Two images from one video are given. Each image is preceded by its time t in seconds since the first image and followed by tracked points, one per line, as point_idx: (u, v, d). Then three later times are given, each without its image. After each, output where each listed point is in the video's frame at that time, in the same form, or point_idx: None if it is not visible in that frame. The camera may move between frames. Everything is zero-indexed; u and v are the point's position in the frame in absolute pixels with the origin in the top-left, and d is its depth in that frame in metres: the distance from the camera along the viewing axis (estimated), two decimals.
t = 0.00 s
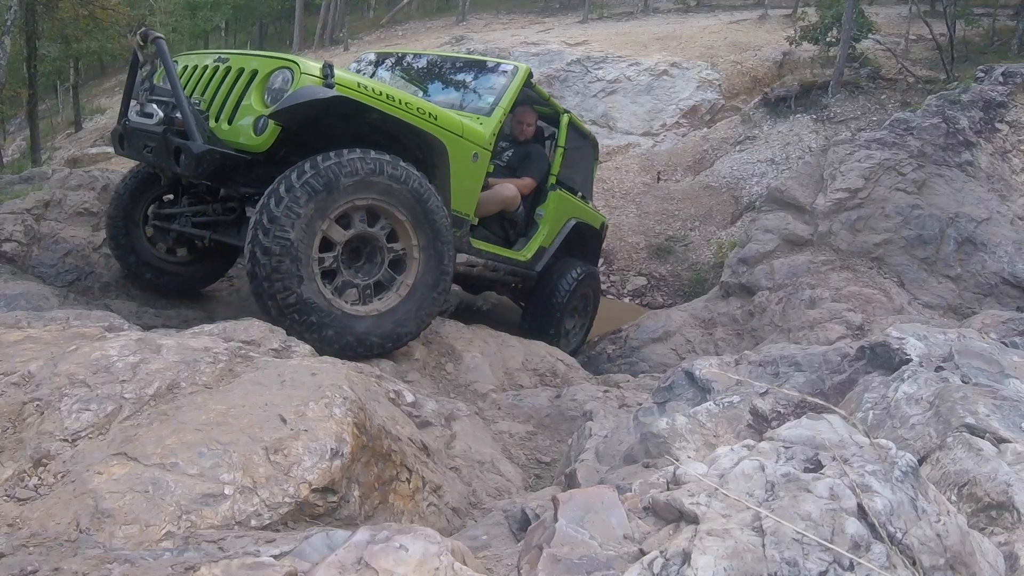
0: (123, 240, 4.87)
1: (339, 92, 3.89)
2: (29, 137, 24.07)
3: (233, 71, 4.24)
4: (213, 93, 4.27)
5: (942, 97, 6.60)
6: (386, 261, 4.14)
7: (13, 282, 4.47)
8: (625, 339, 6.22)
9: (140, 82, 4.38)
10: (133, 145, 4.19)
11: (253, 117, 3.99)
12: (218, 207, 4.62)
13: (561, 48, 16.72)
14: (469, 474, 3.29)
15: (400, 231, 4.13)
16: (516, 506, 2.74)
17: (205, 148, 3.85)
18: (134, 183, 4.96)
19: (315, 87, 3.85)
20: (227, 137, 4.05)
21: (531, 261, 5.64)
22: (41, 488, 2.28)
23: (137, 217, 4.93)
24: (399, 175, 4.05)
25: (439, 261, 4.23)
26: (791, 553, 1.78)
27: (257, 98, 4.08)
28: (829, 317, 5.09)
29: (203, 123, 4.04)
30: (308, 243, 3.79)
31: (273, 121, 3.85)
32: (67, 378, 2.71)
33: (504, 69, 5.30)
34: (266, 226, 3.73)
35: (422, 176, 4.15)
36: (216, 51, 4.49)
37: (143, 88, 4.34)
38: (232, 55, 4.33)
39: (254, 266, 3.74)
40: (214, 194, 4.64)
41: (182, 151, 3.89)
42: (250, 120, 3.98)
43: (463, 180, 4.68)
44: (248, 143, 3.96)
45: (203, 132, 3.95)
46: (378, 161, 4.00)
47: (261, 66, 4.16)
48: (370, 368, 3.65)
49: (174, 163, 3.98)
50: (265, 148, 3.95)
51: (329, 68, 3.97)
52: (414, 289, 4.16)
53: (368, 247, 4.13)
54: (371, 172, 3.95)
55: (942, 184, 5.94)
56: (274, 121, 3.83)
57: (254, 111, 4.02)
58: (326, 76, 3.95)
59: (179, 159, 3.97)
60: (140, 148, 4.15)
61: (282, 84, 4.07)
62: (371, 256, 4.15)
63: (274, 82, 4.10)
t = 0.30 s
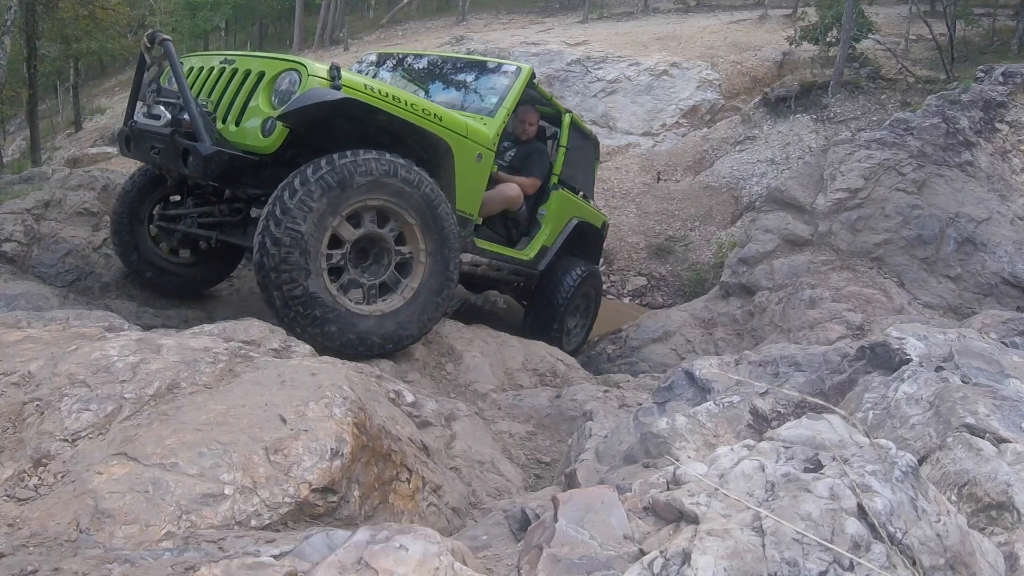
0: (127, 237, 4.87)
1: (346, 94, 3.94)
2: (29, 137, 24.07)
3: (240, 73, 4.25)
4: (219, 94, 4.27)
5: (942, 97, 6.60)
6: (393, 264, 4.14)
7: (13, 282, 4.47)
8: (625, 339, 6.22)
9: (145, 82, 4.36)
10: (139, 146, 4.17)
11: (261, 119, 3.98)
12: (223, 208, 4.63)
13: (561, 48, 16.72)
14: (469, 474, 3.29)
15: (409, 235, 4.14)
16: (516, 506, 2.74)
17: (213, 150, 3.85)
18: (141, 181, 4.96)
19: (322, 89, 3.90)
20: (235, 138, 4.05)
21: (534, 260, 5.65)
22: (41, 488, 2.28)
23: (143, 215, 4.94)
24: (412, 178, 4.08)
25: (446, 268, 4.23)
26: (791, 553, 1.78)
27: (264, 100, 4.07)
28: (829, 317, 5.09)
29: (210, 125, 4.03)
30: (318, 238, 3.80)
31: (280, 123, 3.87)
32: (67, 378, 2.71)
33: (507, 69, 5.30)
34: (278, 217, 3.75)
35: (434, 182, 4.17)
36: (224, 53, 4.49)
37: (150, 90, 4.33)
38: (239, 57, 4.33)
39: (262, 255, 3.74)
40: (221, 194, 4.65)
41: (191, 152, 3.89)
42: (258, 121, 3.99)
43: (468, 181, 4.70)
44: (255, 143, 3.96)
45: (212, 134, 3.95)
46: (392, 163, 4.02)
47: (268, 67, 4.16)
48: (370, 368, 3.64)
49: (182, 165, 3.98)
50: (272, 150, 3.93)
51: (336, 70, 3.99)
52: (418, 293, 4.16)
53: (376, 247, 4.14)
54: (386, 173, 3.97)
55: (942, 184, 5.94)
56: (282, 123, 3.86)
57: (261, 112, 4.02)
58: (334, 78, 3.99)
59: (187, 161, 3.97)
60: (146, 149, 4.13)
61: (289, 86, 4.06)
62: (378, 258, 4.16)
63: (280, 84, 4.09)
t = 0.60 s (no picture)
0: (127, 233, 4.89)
1: (349, 95, 3.94)
2: (29, 137, 24.06)
3: (241, 73, 4.25)
4: (220, 94, 4.27)
5: (942, 97, 6.60)
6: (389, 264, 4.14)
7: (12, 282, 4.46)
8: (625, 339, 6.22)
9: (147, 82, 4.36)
10: (140, 146, 4.17)
11: (261, 119, 3.98)
12: (224, 209, 4.64)
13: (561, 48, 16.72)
14: (469, 474, 3.29)
15: (404, 234, 4.13)
16: (516, 506, 2.74)
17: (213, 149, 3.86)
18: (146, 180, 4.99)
19: (324, 89, 3.90)
20: (235, 138, 4.05)
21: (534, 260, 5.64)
22: (41, 488, 2.28)
23: (145, 213, 4.96)
24: (405, 177, 4.06)
25: (443, 267, 4.21)
26: (791, 553, 1.78)
27: (265, 100, 4.07)
28: (829, 317, 5.09)
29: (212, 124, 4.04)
30: (307, 239, 3.82)
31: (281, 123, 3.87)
32: (67, 378, 2.71)
33: (507, 70, 5.31)
34: (268, 217, 3.78)
35: (429, 180, 4.15)
36: (225, 53, 4.50)
37: (151, 90, 4.33)
38: (240, 57, 4.33)
39: (252, 256, 3.77)
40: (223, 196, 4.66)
41: (192, 152, 3.90)
42: (259, 121, 3.99)
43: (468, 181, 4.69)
44: (255, 143, 3.96)
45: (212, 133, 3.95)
46: (385, 162, 4.01)
47: (269, 67, 4.16)
48: (369, 368, 3.64)
49: (182, 164, 3.98)
50: (273, 150, 3.94)
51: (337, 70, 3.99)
52: (414, 293, 4.15)
53: (371, 248, 4.14)
54: (377, 172, 3.96)
55: (942, 184, 5.94)
56: (283, 123, 3.87)
57: (262, 112, 4.02)
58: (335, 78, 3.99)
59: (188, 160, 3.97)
60: (147, 150, 4.14)
61: (290, 86, 4.05)
62: (374, 258, 4.16)
63: (282, 84, 4.09)
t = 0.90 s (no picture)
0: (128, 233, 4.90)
1: (350, 97, 3.93)
2: (29, 137, 24.06)
3: (241, 74, 4.26)
4: (221, 96, 4.28)
5: (942, 97, 6.60)
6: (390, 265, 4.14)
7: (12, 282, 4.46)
8: (625, 339, 6.22)
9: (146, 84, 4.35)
10: (140, 148, 4.17)
11: (262, 120, 3.99)
12: (224, 210, 4.62)
13: (561, 48, 16.73)
14: (469, 474, 3.29)
15: (405, 236, 4.14)
16: (516, 506, 2.74)
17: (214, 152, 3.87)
18: (148, 180, 5.00)
19: (325, 91, 3.90)
20: (238, 140, 4.06)
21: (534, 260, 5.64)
22: (42, 488, 2.28)
23: (146, 213, 4.97)
24: (408, 178, 4.07)
25: (443, 269, 4.21)
26: (791, 553, 1.78)
27: (265, 102, 4.07)
28: (829, 317, 5.09)
29: (212, 126, 4.04)
30: (308, 238, 3.82)
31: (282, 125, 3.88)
32: (68, 378, 2.71)
33: (508, 71, 5.30)
34: (269, 216, 3.79)
35: (431, 182, 4.16)
36: (225, 54, 4.50)
37: (151, 91, 4.33)
38: (241, 58, 4.34)
39: (254, 254, 3.79)
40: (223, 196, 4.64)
41: (192, 154, 3.91)
42: (259, 122, 4.00)
43: (469, 182, 4.69)
44: (257, 145, 3.97)
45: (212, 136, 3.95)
46: (387, 163, 4.02)
47: (269, 69, 4.16)
48: (369, 368, 3.64)
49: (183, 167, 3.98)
50: (275, 152, 3.95)
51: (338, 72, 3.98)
52: (415, 294, 4.15)
53: (372, 249, 4.14)
54: (379, 173, 3.96)
55: (942, 184, 5.94)
56: (284, 124, 3.87)
57: (262, 114, 4.02)
58: (335, 80, 3.98)
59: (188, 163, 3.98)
60: (148, 152, 4.13)
61: (290, 87, 4.06)
62: (375, 260, 4.16)
63: (282, 85, 4.09)
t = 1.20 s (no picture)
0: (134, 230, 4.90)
1: (360, 101, 3.94)
2: (29, 137, 24.07)
3: (251, 79, 4.24)
4: (232, 100, 4.29)
5: (942, 97, 6.59)
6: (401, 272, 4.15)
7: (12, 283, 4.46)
8: (625, 339, 6.22)
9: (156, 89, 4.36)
10: (151, 152, 4.17)
11: (275, 125, 3.99)
12: (233, 213, 4.56)
13: (561, 48, 16.73)
14: (469, 474, 3.29)
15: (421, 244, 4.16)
16: (516, 506, 2.74)
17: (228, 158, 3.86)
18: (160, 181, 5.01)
19: (337, 95, 3.89)
20: (251, 145, 4.07)
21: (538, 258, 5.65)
22: (42, 488, 2.28)
23: (155, 212, 4.97)
24: (432, 189, 4.12)
25: (454, 283, 4.23)
26: (790, 553, 1.78)
27: (276, 105, 4.06)
28: (829, 317, 5.09)
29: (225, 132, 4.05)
30: (327, 230, 3.84)
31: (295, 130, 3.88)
32: (68, 378, 2.71)
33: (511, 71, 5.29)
34: (293, 204, 3.82)
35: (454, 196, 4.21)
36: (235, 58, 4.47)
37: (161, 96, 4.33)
38: (250, 62, 4.32)
39: (272, 240, 3.81)
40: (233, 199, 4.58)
41: (206, 160, 3.90)
42: (271, 127, 4.00)
43: (477, 184, 4.67)
44: (270, 150, 3.98)
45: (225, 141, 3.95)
46: (415, 170, 4.07)
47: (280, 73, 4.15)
48: (369, 368, 3.64)
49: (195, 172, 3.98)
50: (288, 156, 3.95)
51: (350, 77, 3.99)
52: (422, 303, 4.15)
53: (387, 253, 4.16)
54: (405, 180, 4.01)
55: (942, 184, 5.94)
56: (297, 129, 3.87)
57: (273, 118, 4.01)
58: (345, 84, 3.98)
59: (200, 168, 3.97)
60: (158, 157, 4.13)
61: (301, 91, 4.03)
62: (388, 265, 4.17)
63: (292, 89, 4.08)
